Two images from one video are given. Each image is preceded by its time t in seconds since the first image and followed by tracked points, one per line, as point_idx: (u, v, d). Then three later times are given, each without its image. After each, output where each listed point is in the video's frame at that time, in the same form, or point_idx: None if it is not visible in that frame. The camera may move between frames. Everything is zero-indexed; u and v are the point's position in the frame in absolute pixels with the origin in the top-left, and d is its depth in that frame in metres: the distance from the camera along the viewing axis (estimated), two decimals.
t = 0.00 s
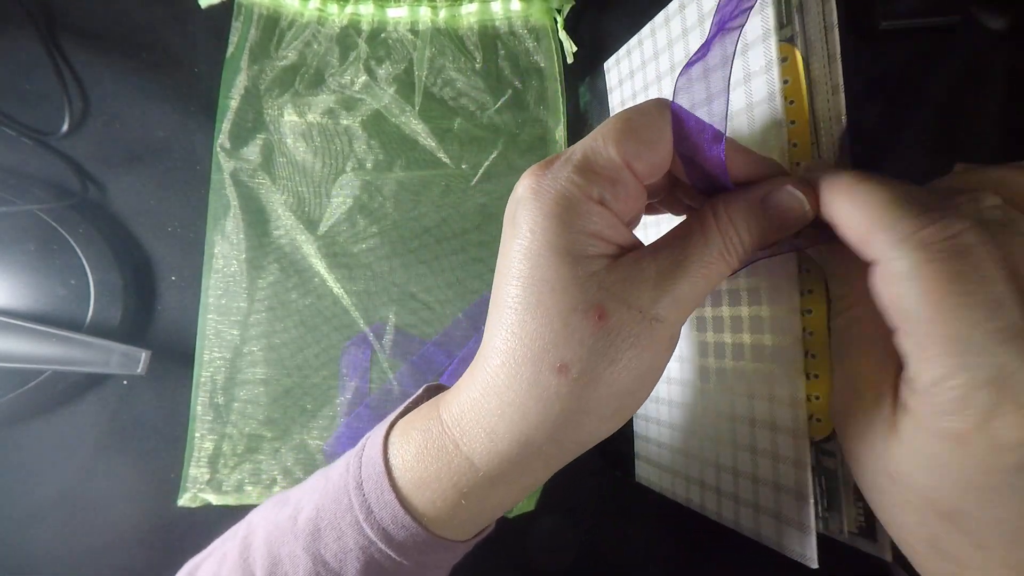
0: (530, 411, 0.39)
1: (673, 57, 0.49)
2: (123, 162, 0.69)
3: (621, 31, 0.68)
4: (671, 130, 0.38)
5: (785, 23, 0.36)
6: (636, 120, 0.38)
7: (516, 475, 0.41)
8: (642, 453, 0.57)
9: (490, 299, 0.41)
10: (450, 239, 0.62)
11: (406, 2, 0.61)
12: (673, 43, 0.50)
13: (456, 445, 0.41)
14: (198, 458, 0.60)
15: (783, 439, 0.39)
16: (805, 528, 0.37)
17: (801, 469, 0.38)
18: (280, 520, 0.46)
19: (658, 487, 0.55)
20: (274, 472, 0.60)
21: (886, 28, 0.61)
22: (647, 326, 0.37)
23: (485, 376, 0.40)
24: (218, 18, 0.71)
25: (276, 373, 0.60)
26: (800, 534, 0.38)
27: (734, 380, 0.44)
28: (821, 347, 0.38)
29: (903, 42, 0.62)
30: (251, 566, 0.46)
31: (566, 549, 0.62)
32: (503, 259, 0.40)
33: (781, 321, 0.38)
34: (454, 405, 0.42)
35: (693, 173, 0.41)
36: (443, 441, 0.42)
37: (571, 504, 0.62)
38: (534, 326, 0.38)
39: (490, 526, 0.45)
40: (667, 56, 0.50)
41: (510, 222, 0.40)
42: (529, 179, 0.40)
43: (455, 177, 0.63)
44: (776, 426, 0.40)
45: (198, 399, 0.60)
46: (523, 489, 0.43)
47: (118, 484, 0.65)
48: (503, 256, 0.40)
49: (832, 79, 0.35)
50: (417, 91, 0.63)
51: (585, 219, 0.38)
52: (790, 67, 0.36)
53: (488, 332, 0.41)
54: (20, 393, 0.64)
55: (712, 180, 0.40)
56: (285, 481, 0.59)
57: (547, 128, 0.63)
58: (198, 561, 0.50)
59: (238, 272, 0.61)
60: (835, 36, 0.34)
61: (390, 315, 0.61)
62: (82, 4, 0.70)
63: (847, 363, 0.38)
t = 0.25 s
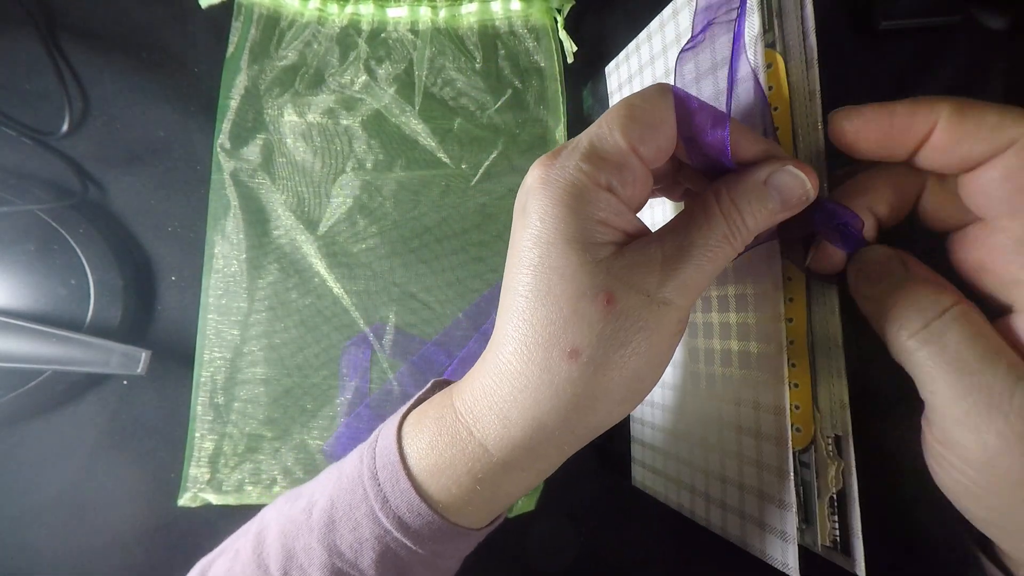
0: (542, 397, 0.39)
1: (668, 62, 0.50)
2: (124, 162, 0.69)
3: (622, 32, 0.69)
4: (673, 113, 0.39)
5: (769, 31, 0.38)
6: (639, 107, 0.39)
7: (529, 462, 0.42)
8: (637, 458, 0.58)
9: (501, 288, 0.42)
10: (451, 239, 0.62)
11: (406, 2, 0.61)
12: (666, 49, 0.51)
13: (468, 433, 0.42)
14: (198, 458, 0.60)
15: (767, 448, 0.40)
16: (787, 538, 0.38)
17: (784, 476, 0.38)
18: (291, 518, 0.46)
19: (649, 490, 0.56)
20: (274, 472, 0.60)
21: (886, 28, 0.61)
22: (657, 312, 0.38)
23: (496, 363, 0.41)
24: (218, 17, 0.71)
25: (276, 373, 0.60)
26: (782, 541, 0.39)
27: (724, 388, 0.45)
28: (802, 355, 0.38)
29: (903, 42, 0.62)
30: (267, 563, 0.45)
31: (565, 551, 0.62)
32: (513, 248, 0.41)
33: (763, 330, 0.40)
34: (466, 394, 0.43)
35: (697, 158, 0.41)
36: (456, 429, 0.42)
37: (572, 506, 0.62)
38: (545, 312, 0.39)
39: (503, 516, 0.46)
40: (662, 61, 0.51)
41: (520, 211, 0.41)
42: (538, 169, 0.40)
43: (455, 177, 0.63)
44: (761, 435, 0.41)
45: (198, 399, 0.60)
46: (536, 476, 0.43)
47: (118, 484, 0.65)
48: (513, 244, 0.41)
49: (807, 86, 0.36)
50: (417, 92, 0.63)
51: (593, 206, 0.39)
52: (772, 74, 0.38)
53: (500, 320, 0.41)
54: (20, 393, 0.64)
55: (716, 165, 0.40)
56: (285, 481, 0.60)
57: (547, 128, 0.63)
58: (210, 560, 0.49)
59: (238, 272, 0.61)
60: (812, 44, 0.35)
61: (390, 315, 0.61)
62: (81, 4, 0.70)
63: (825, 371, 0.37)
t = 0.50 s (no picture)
0: (571, 410, 0.38)
1: (680, 72, 0.51)
2: (123, 162, 0.69)
3: (622, 32, 0.68)
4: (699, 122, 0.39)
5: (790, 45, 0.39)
6: (665, 114, 0.39)
7: (555, 474, 0.41)
8: (642, 465, 0.57)
9: (523, 299, 0.41)
10: (451, 239, 0.62)
11: (406, 2, 0.61)
12: (679, 59, 0.51)
13: (491, 444, 0.41)
14: (198, 458, 0.60)
15: (786, 458, 0.40)
16: (809, 549, 0.38)
17: (806, 488, 0.38)
18: (304, 524, 0.46)
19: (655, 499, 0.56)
20: (274, 472, 0.60)
21: (886, 28, 0.61)
22: (689, 323, 0.37)
23: (521, 376, 0.40)
24: (218, 18, 0.71)
25: (276, 373, 0.60)
26: (803, 553, 0.39)
27: (740, 398, 0.45)
28: (824, 367, 0.39)
29: (903, 43, 0.62)
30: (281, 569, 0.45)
31: (565, 553, 0.61)
32: (536, 258, 0.40)
33: (784, 341, 0.41)
34: (488, 405, 0.42)
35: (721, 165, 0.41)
36: (480, 442, 0.41)
37: (572, 510, 0.62)
38: (573, 324, 0.37)
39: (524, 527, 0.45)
40: (674, 70, 0.52)
41: (543, 221, 0.40)
42: (562, 177, 0.39)
43: (455, 176, 0.63)
44: (780, 446, 0.41)
45: (198, 399, 0.60)
46: (562, 487, 0.42)
47: (118, 484, 0.65)
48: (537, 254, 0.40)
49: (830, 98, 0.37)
50: (417, 92, 0.63)
51: (621, 215, 0.38)
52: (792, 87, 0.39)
53: (523, 331, 0.40)
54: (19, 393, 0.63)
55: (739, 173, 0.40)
56: (286, 481, 0.60)
57: (547, 128, 0.63)
58: (224, 563, 0.49)
59: (238, 272, 0.61)
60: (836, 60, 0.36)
61: (390, 315, 0.61)
62: (81, 4, 0.70)
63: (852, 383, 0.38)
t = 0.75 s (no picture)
0: (576, 413, 0.38)
1: (684, 75, 0.51)
2: (124, 162, 0.69)
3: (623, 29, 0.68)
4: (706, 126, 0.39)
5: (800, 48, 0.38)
6: (674, 119, 0.39)
7: (561, 476, 0.41)
8: (643, 467, 0.57)
9: (530, 300, 0.41)
10: (451, 239, 0.62)
11: (406, 2, 0.61)
12: (683, 61, 0.51)
13: (496, 446, 0.41)
14: (198, 458, 0.60)
15: (791, 459, 0.40)
16: (813, 549, 0.38)
17: (811, 491, 0.38)
18: (307, 524, 0.46)
19: (656, 500, 0.56)
20: (274, 472, 0.60)
21: (886, 28, 0.61)
22: (696, 326, 0.37)
23: (526, 377, 0.39)
24: (218, 18, 0.71)
25: (276, 373, 0.60)
26: (808, 554, 0.38)
27: (743, 398, 0.45)
28: (833, 369, 0.39)
29: (903, 43, 0.62)
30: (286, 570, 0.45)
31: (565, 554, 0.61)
32: (542, 259, 0.40)
33: (788, 342, 0.40)
34: (493, 406, 0.42)
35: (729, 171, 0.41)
36: (485, 443, 0.41)
37: (571, 510, 0.62)
38: (579, 325, 0.37)
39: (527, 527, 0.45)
40: (677, 73, 0.52)
41: (549, 222, 0.40)
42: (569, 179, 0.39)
43: (455, 176, 0.63)
44: (784, 447, 0.41)
45: (198, 399, 0.60)
46: (567, 489, 0.42)
47: (118, 484, 0.65)
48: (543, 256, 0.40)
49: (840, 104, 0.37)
50: (417, 92, 0.63)
51: (629, 217, 0.38)
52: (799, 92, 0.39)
53: (529, 332, 0.40)
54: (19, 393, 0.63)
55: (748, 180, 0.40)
56: (285, 481, 0.60)
57: (547, 128, 0.63)
58: (229, 563, 0.49)
59: (238, 272, 0.61)
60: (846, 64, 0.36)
61: (390, 315, 0.61)
62: (81, 4, 0.70)
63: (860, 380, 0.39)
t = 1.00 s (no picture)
0: (599, 431, 0.38)
1: (698, 75, 0.51)
2: (124, 162, 0.69)
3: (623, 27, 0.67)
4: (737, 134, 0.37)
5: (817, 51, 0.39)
6: (704, 127, 0.36)
7: (577, 487, 0.41)
8: (649, 467, 0.57)
9: (547, 316, 0.40)
10: (451, 238, 0.62)
11: (406, 2, 0.61)
12: (697, 61, 0.51)
13: (514, 459, 0.41)
14: (198, 458, 0.60)
15: (813, 458, 0.40)
16: (839, 546, 0.38)
17: (835, 489, 0.38)
18: (313, 529, 0.46)
19: (664, 500, 0.55)
20: (274, 472, 0.60)
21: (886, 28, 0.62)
22: (718, 343, 0.37)
23: (546, 395, 0.39)
24: (218, 18, 0.71)
25: (276, 372, 0.60)
26: (832, 551, 0.39)
27: (760, 397, 0.45)
28: (855, 368, 0.38)
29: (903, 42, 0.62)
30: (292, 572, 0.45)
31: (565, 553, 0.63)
32: (563, 274, 0.39)
33: (810, 342, 0.40)
34: (509, 419, 0.41)
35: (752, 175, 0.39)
36: (502, 456, 0.41)
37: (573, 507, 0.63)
38: (603, 345, 0.37)
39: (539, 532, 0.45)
40: (691, 72, 0.51)
41: (570, 236, 0.38)
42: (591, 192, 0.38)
43: (455, 176, 0.63)
44: (806, 446, 0.41)
45: (198, 399, 0.60)
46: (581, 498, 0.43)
47: (118, 484, 0.65)
48: (563, 270, 0.39)
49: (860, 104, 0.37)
50: (417, 92, 0.63)
51: (655, 234, 0.37)
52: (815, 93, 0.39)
53: (548, 349, 0.39)
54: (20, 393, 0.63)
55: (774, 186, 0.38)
56: (286, 481, 0.60)
57: (547, 128, 0.63)
58: (232, 567, 0.49)
59: (238, 272, 0.61)
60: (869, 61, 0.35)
61: (390, 315, 0.61)
62: (81, 4, 0.70)
63: (880, 381, 0.37)
